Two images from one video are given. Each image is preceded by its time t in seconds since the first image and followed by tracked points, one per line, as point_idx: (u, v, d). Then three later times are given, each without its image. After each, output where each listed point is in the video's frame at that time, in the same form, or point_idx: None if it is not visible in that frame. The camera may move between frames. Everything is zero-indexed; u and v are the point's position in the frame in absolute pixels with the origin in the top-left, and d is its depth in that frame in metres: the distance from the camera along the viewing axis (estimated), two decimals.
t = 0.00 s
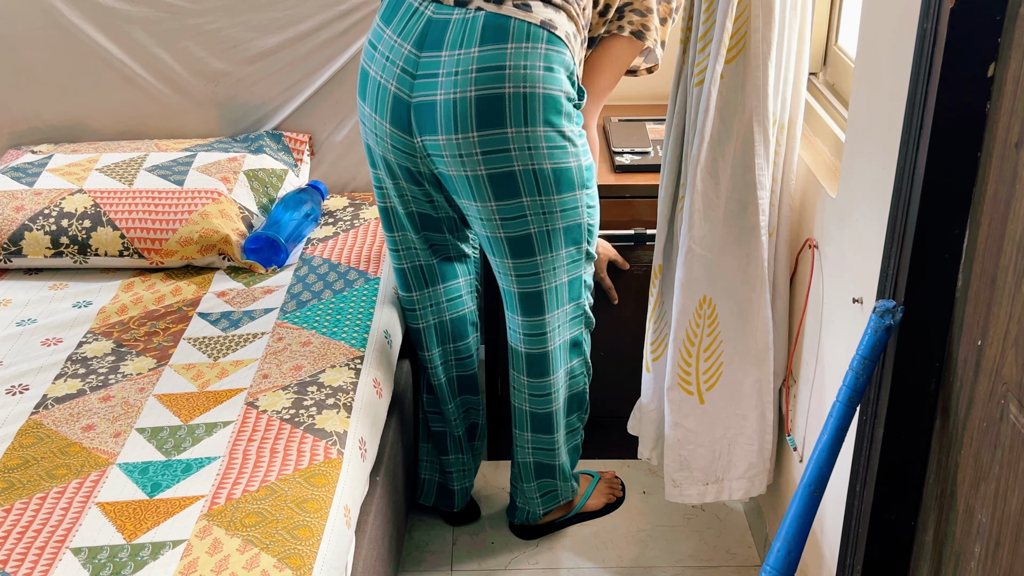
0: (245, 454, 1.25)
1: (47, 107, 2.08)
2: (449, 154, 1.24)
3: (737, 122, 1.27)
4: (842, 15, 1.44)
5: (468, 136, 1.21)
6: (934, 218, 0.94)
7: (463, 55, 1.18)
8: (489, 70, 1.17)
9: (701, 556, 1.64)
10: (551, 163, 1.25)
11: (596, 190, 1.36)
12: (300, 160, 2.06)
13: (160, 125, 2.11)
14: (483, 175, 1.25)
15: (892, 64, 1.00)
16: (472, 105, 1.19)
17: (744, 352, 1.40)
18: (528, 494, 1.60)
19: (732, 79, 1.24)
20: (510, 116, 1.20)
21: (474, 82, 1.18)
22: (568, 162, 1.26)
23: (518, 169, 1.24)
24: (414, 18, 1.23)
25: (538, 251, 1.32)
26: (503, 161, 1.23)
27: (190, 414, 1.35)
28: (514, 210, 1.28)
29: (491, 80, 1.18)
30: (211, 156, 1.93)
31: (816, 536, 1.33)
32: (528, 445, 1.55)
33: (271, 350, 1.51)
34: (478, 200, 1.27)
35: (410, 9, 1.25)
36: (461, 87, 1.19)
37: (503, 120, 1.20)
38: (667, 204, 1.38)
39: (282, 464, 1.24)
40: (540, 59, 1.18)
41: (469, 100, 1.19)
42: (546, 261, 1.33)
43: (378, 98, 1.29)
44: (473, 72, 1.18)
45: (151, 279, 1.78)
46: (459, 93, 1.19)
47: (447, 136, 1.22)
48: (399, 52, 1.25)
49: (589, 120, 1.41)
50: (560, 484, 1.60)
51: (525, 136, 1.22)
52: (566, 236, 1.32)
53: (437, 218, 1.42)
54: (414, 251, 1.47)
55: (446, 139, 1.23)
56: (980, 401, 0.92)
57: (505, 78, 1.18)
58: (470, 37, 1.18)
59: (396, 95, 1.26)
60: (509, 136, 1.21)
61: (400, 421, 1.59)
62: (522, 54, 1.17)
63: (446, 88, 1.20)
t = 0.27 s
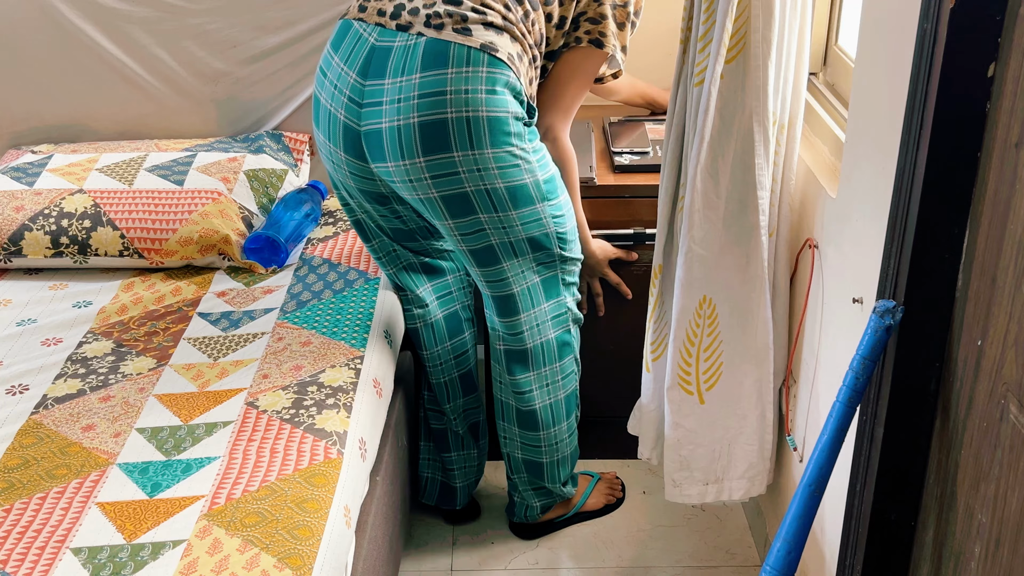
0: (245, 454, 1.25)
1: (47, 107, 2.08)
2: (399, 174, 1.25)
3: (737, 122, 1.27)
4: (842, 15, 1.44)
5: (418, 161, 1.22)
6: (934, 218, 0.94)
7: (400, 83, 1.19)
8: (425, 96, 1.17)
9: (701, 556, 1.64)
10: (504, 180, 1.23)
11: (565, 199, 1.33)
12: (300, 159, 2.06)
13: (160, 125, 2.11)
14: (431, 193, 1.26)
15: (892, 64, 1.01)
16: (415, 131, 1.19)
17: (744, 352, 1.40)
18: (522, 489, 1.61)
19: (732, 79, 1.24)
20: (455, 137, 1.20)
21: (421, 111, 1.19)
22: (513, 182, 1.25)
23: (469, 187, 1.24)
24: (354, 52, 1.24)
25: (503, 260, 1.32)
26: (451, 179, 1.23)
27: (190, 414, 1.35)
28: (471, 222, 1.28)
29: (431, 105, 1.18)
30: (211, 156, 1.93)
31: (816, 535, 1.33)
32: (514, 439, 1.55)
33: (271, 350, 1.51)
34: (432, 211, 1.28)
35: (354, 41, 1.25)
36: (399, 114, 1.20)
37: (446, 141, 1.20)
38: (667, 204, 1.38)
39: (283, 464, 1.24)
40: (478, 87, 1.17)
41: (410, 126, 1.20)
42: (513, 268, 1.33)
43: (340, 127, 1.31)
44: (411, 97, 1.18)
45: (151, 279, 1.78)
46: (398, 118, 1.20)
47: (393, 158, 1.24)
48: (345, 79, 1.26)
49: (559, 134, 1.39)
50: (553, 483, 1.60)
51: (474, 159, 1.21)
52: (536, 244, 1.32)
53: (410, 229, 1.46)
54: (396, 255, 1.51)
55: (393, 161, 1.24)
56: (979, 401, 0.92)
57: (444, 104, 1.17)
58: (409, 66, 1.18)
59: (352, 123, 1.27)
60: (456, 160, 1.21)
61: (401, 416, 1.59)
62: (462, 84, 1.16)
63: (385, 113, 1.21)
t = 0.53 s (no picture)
0: (245, 454, 1.25)
1: (47, 107, 2.08)
2: (359, 168, 1.23)
3: (736, 121, 1.26)
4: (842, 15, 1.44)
5: (379, 151, 1.20)
6: (935, 218, 0.94)
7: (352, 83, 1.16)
8: (381, 87, 1.15)
9: (701, 556, 1.64)
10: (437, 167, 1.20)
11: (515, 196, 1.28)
12: (300, 159, 2.06)
13: (160, 126, 2.11)
14: (393, 188, 1.23)
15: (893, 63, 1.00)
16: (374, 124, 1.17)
17: (744, 352, 1.40)
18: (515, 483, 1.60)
19: (732, 79, 1.24)
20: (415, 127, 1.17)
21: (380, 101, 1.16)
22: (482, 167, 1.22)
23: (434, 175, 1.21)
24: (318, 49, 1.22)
25: (467, 257, 1.29)
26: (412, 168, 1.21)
27: (190, 414, 1.35)
28: (434, 216, 1.25)
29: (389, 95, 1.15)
30: (211, 156, 1.93)
31: (815, 535, 1.33)
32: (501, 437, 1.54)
33: (271, 350, 1.51)
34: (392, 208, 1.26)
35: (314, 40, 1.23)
36: (354, 110, 1.17)
37: (407, 131, 1.17)
38: (666, 203, 1.38)
39: (283, 464, 1.24)
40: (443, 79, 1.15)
41: (369, 121, 1.17)
42: (485, 267, 1.31)
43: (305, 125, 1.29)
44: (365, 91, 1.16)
45: (152, 279, 1.78)
46: (354, 114, 1.18)
47: (353, 153, 1.21)
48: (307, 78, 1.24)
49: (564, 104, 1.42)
50: (547, 468, 1.59)
51: (437, 147, 1.19)
52: (502, 238, 1.29)
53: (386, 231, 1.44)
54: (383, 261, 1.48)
55: (353, 157, 1.22)
56: (979, 402, 0.92)
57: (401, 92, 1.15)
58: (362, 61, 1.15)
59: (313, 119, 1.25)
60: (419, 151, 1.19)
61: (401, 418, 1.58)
62: (424, 70, 1.13)
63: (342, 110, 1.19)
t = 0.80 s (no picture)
0: (245, 454, 1.25)
1: (47, 108, 2.08)
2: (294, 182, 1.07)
3: (736, 122, 1.27)
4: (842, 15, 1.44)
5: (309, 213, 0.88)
6: (935, 219, 0.94)
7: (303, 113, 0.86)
8: (323, 136, 0.83)
9: (701, 555, 1.64)
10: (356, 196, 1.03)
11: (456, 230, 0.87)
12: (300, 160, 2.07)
13: (160, 126, 2.11)
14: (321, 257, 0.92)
15: (893, 63, 1.00)
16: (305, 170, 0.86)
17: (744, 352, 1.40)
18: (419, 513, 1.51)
19: (732, 79, 1.24)
20: (344, 176, 0.83)
21: (319, 144, 0.84)
22: (414, 303, 0.87)
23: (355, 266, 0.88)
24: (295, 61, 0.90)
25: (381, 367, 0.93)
26: (336, 245, 0.88)
27: (190, 414, 1.35)
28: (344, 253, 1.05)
29: (329, 157, 0.83)
30: (211, 156, 1.93)
31: (815, 536, 1.33)
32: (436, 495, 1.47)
33: (271, 350, 1.52)
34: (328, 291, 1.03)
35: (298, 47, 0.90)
36: (295, 147, 0.87)
37: (337, 187, 0.84)
38: (666, 203, 1.38)
39: (283, 464, 1.24)
40: (395, 192, 0.83)
41: (305, 156, 0.85)
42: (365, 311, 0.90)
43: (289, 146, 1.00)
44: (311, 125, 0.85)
45: (152, 279, 1.78)
46: (295, 154, 0.87)
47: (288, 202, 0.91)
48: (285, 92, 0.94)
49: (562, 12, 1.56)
50: None
51: (371, 244, 0.86)
52: (456, 379, 0.90)
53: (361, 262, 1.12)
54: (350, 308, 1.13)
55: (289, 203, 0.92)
56: (980, 402, 0.92)
57: (344, 139, 0.82)
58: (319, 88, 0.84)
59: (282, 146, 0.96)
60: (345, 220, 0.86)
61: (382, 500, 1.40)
62: (373, 154, 0.81)
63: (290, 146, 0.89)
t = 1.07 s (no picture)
0: (245, 455, 1.25)
1: (47, 107, 2.08)
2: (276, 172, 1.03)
3: (736, 122, 1.26)
4: (842, 15, 1.44)
5: (282, 270, 0.90)
6: (935, 219, 0.94)
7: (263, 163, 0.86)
8: (289, 185, 0.84)
9: (701, 555, 1.64)
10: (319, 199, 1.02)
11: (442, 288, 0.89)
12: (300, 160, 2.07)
13: (160, 126, 2.11)
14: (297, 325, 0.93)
15: (892, 63, 1.00)
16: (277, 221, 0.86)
17: (744, 352, 1.40)
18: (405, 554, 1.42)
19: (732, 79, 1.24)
20: (316, 217, 0.84)
21: (285, 181, 0.84)
22: (396, 360, 0.92)
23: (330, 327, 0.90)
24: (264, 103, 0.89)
25: (357, 450, 0.96)
26: (309, 308, 0.90)
27: (190, 414, 1.35)
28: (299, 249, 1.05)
29: (297, 197, 0.84)
30: (212, 156, 1.93)
31: (815, 536, 1.33)
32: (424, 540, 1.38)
33: (271, 351, 1.52)
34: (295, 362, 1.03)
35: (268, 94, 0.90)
36: (260, 204, 0.87)
37: (307, 228, 0.85)
38: (666, 203, 1.38)
39: (282, 465, 1.24)
40: (372, 236, 0.85)
41: (271, 195, 0.86)
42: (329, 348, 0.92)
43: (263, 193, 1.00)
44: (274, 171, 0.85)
45: (152, 279, 1.78)
46: (260, 211, 0.88)
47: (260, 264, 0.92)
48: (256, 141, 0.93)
49: None
50: None
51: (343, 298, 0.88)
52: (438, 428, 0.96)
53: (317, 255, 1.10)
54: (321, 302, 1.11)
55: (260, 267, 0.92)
56: (980, 402, 0.92)
57: (310, 173, 0.83)
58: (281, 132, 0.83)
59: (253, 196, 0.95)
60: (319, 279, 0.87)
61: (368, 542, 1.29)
62: (348, 198, 0.83)
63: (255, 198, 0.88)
